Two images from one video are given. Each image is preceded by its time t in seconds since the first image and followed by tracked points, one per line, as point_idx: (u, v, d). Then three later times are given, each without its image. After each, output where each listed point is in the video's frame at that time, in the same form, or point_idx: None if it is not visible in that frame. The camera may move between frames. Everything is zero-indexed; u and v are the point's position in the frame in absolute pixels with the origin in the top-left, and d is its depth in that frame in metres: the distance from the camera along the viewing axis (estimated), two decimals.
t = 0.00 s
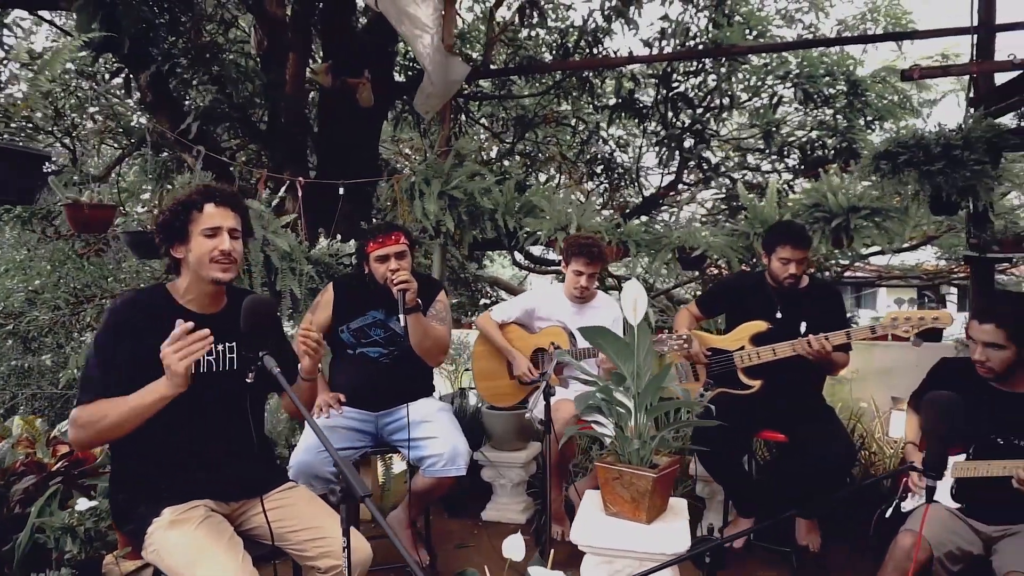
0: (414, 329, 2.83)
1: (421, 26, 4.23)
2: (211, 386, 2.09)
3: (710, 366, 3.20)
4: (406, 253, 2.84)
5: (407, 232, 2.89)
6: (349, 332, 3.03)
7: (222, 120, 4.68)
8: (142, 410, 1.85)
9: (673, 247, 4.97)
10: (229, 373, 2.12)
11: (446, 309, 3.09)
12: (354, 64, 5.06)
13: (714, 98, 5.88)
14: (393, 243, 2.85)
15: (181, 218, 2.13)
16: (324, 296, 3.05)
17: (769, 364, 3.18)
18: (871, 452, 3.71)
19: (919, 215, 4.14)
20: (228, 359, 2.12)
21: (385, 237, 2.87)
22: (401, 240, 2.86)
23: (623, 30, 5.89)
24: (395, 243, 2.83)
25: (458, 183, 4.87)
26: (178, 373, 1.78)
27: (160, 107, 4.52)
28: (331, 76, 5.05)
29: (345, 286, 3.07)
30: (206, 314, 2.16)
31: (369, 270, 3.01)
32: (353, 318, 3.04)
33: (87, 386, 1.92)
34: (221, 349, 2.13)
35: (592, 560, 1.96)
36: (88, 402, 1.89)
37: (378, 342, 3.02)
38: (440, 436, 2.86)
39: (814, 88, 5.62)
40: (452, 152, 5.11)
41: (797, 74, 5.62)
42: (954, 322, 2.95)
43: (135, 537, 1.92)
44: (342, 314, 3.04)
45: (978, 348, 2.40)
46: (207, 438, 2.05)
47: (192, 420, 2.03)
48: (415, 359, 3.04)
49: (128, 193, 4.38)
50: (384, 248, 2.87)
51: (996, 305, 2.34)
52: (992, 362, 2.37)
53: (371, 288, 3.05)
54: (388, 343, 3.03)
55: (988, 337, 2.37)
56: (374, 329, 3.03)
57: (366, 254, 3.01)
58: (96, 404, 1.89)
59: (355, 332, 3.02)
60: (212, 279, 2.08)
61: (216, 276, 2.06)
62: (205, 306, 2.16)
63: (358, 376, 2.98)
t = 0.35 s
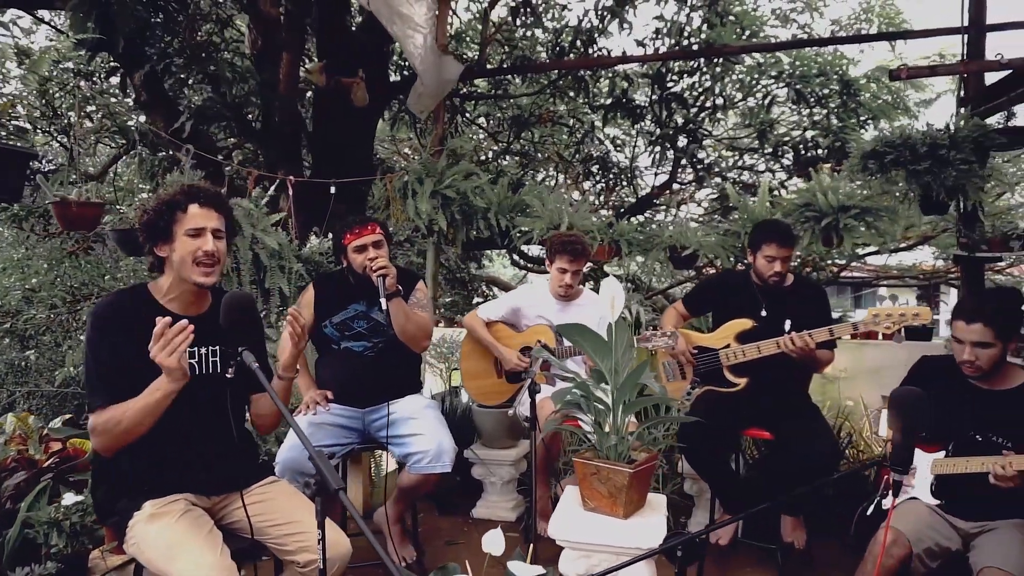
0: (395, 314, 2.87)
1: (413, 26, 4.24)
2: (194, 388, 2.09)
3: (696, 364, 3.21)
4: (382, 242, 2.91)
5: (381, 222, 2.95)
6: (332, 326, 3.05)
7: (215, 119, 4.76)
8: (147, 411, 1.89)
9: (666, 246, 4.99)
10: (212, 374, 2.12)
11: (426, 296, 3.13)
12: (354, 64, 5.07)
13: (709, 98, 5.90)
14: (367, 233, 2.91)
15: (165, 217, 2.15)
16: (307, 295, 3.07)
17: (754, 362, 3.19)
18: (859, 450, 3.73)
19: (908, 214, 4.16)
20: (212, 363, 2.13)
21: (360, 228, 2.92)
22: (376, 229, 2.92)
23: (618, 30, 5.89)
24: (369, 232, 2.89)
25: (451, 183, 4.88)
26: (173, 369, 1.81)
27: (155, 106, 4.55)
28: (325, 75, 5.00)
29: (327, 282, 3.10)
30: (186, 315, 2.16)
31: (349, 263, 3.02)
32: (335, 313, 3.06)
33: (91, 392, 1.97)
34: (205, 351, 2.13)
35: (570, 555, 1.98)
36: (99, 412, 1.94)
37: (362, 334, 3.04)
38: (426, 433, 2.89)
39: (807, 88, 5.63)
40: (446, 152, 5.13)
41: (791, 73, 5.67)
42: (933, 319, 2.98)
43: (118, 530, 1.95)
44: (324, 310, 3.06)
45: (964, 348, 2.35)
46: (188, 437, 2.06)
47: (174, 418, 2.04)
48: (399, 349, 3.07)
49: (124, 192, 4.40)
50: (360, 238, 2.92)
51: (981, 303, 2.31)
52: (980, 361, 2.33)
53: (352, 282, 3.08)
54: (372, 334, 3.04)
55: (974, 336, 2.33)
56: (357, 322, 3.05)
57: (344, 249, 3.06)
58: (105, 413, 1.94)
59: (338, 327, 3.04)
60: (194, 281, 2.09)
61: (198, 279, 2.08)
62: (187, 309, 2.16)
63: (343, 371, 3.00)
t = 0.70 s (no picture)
0: (392, 306, 2.91)
1: (411, 26, 4.27)
2: (190, 365, 2.14)
3: (691, 362, 3.25)
4: (376, 236, 2.96)
5: (375, 217, 3.00)
6: (330, 321, 3.09)
7: (214, 119, 4.92)
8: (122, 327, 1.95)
9: (661, 245, 5.02)
10: (210, 360, 2.17)
11: (421, 291, 3.16)
12: (354, 64, 5.09)
13: (706, 100, 5.93)
14: (360, 228, 2.96)
15: (162, 211, 2.18)
16: (304, 292, 3.12)
17: (746, 360, 3.22)
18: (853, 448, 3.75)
19: (902, 215, 4.18)
20: (207, 339, 2.19)
21: (354, 223, 2.96)
22: (370, 224, 2.96)
23: (616, 32, 5.91)
24: (363, 226, 2.94)
25: (448, 182, 4.91)
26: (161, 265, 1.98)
27: (154, 105, 4.57)
28: (324, 75, 5.03)
29: (323, 280, 3.16)
30: (186, 299, 2.21)
31: (345, 259, 3.07)
32: (332, 308, 3.11)
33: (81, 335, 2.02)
34: (201, 329, 2.19)
35: (563, 548, 2.01)
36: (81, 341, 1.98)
37: (359, 328, 3.08)
38: (422, 429, 2.91)
39: (803, 89, 5.66)
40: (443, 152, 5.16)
41: (787, 75, 5.70)
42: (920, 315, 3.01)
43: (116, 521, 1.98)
44: (321, 306, 3.10)
45: (952, 348, 2.37)
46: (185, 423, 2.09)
47: (172, 395, 2.08)
48: (395, 343, 3.09)
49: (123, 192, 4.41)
50: (353, 233, 2.97)
51: (971, 304, 2.33)
52: (968, 360, 2.35)
53: (348, 279, 3.14)
54: (369, 328, 3.09)
55: (962, 336, 2.35)
56: (354, 316, 3.10)
57: (339, 246, 3.12)
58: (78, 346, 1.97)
59: (336, 321, 3.08)
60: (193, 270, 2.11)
61: (195, 267, 2.11)
62: (181, 291, 2.21)
63: (341, 365, 3.03)
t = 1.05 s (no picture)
0: (397, 302, 2.97)
1: (411, 26, 4.29)
2: (199, 362, 2.16)
3: (690, 358, 3.26)
4: (386, 232, 2.99)
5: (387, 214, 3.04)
6: (337, 313, 3.13)
7: (214, 116, 4.92)
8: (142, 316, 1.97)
9: (659, 244, 5.05)
10: (218, 356, 2.19)
11: (428, 289, 3.20)
12: (354, 64, 5.11)
13: (704, 100, 5.96)
14: (372, 224, 3.00)
15: (172, 208, 2.20)
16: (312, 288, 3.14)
17: (745, 358, 3.26)
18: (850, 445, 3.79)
19: (899, 214, 4.22)
20: (217, 337, 2.20)
21: (366, 219, 3.02)
22: (381, 221, 3.01)
23: (614, 32, 5.93)
24: (375, 223, 2.98)
25: (447, 181, 4.93)
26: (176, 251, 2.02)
27: (154, 104, 4.59)
28: (323, 74, 5.04)
29: (329, 276, 3.18)
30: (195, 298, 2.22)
31: (355, 255, 3.11)
32: (340, 301, 3.15)
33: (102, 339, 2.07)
34: (210, 327, 2.20)
35: (566, 541, 2.03)
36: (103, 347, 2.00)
37: (364, 321, 3.12)
38: (423, 425, 2.93)
39: (800, 89, 5.71)
40: (443, 151, 5.18)
41: (785, 75, 5.74)
42: (921, 318, 3.06)
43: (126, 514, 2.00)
44: (327, 300, 3.13)
45: (960, 349, 2.40)
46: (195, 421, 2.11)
47: (183, 393, 2.11)
48: (399, 339, 3.13)
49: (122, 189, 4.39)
50: (365, 228, 3.01)
51: (969, 301, 2.37)
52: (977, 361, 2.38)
53: (356, 275, 3.17)
54: (373, 321, 3.13)
55: (970, 338, 2.38)
56: (360, 309, 3.14)
57: (350, 241, 3.16)
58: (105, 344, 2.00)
59: (342, 313, 3.13)
60: (198, 273, 2.14)
61: (203, 272, 2.13)
62: (191, 289, 2.22)
63: (344, 359, 3.06)
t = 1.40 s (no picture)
0: (375, 298, 3.02)
1: (384, 25, 4.29)
2: (178, 362, 2.15)
3: (661, 355, 3.34)
4: (365, 231, 3.01)
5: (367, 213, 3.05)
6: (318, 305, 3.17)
7: (181, 113, 4.86)
8: (120, 358, 1.93)
9: (629, 243, 5.12)
10: (198, 355, 2.19)
11: (407, 289, 3.24)
12: (325, 62, 5.09)
13: (671, 102, 6.07)
14: (351, 222, 3.02)
15: (150, 202, 2.18)
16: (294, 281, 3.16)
17: (716, 354, 3.34)
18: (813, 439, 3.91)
19: (860, 215, 4.35)
20: (195, 339, 2.19)
21: (345, 217, 3.03)
22: (360, 220, 3.02)
23: (584, 34, 6.00)
24: (353, 222, 3.00)
25: (419, 179, 4.94)
26: (149, 299, 1.91)
27: (119, 98, 4.56)
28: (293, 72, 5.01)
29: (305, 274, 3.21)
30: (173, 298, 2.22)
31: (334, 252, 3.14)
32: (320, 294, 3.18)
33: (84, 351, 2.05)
34: (188, 328, 2.19)
35: (546, 533, 2.08)
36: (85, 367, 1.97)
37: (344, 313, 3.14)
38: (400, 423, 2.95)
39: (765, 93, 5.86)
40: (414, 150, 5.19)
41: (750, 79, 5.88)
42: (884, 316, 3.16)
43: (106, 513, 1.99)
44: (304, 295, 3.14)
45: (925, 350, 2.50)
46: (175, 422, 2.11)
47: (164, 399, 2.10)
48: (376, 337, 3.15)
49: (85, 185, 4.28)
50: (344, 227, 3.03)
51: (927, 298, 2.48)
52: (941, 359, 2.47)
53: (337, 270, 3.21)
54: (355, 314, 3.15)
55: (934, 340, 2.48)
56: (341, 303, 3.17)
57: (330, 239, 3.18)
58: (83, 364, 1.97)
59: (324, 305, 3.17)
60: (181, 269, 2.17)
61: (186, 268, 2.17)
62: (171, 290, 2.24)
63: (321, 356, 3.07)
